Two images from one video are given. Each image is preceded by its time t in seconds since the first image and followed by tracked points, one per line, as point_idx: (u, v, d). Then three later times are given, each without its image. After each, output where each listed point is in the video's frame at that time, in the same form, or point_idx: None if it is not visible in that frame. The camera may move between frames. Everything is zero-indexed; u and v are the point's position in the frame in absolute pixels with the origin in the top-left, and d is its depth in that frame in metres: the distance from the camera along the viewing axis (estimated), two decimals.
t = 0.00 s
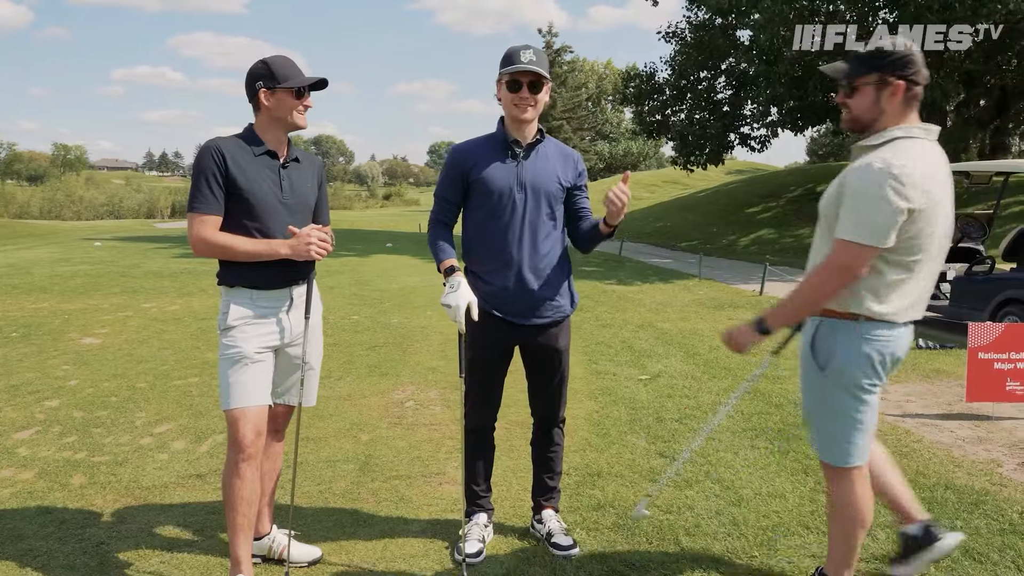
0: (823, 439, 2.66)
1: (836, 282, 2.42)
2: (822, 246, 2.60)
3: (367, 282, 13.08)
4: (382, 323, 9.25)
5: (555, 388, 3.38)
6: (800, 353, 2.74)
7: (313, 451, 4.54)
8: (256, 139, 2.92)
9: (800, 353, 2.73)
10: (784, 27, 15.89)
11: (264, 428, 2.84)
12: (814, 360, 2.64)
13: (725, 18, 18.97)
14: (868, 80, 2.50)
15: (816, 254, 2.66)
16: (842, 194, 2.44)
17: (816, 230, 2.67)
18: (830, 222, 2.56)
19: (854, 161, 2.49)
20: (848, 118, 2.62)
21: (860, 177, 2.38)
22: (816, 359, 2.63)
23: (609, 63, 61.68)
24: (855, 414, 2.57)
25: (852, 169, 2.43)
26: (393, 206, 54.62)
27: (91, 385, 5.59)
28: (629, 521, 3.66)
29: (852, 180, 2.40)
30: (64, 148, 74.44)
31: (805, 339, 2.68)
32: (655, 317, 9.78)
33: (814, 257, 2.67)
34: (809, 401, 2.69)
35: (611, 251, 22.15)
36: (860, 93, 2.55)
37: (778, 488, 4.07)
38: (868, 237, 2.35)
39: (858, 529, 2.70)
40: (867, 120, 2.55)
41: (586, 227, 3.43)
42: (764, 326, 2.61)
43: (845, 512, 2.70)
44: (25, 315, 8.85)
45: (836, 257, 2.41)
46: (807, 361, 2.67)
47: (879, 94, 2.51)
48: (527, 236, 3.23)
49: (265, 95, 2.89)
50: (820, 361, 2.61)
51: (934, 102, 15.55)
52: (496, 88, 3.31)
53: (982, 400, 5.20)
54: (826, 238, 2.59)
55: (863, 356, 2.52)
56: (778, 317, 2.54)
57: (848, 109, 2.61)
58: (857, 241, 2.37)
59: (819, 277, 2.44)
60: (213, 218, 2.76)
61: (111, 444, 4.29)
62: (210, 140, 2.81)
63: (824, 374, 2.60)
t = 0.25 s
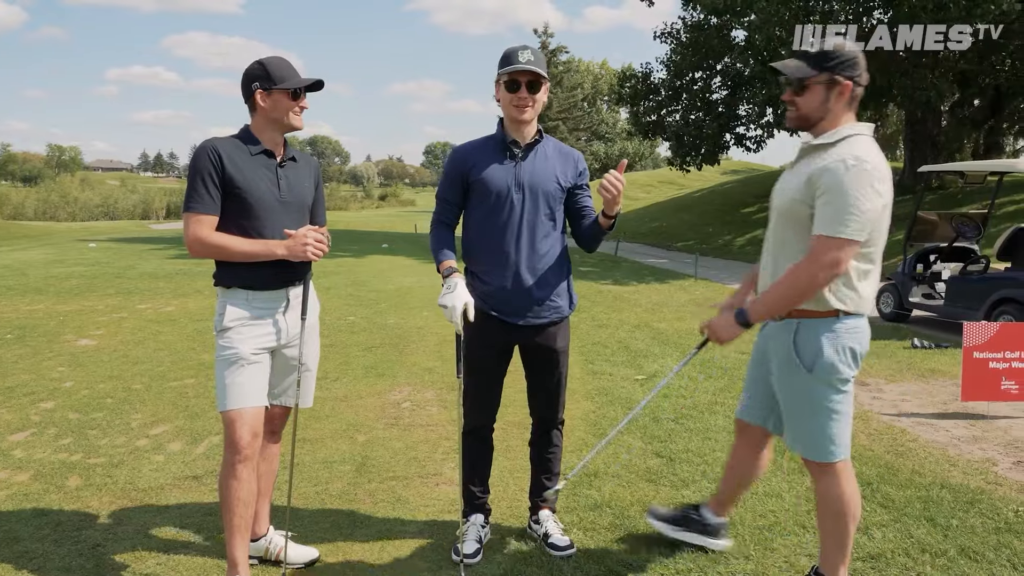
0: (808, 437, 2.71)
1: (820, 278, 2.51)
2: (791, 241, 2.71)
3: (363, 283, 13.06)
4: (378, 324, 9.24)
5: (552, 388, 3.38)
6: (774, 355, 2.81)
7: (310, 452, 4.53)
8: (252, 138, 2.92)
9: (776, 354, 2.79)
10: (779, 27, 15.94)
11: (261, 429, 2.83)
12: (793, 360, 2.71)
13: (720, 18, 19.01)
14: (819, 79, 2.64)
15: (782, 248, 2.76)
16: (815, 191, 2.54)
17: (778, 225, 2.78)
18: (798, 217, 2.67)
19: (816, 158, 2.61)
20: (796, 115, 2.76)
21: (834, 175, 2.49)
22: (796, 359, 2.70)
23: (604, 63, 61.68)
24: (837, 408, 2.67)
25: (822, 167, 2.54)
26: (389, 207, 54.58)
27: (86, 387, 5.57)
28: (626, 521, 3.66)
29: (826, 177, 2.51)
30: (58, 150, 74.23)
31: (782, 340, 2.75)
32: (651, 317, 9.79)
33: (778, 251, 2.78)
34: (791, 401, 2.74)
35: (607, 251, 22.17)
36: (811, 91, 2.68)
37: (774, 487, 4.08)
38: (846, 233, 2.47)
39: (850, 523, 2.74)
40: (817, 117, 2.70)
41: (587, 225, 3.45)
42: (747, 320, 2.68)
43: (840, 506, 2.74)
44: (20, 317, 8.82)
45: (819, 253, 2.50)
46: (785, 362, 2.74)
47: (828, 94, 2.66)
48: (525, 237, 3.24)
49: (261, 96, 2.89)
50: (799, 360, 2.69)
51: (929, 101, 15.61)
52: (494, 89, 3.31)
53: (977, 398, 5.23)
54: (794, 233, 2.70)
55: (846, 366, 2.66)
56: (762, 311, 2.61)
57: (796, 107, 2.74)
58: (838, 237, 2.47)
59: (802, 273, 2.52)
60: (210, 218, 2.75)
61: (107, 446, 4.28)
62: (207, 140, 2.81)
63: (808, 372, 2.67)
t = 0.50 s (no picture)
0: (793, 428, 2.78)
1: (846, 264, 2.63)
2: (778, 238, 2.78)
3: (361, 284, 13.04)
4: (375, 324, 9.23)
5: (548, 389, 3.38)
6: (756, 350, 2.84)
7: (307, 453, 4.53)
8: (250, 139, 2.91)
9: (759, 349, 2.83)
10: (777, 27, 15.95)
11: (258, 430, 2.82)
12: (781, 351, 2.78)
13: (717, 19, 19.02)
14: (779, 83, 2.79)
15: (766, 249, 2.82)
16: (808, 186, 2.65)
17: (754, 228, 2.82)
18: (783, 216, 2.75)
19: (787, 157, 2.73)
20: (755, 118, 2.84)
21: (823, 168, 2.64)
22: (783, 349, 2.78)
23: (602, 63, 61.68)
24: (812, 397, 2.80)
25: (804, 164, 2.67)
26: (387, 207, 54.54)
27: (82, 388, 5.56)
28: (623, 521, 3.67)
29: (816, 171, 2.64)
30: (55, 151, 74.16)
31: (769, 333, 2.81)
32: (649, 318, 9.78)
33: (760, 252, 2.83)
34: (779, 394, 2.80)
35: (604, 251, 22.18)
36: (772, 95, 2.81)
37: (771, 487, 4.09)
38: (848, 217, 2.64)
39: (830, 507, 2.81)
40: (772, 120, 2.83)
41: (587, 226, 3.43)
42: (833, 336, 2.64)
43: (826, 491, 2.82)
44: (16, 318, 8.79)
45: (839, 241, 2.62)
46: (772, 353, 2.80)
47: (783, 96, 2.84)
48: (525, 237, 3.23)
49: (259, 97, 2.88)
50: (787, 350, 2.77)
51: (926, 101, 15.65)
52: (494, 90, 3.30)
53: (974, 397, 5.25)
54: (779, 231, 2.78)
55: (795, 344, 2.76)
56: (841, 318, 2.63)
57: (759, 110, 2.82)
58: (846, 223, 2.63)
59: (840, 259, 2.62)
60: (208, 218, 2.74)
61: (104, 447, 4.27)
62: (205, 141, 2.80)
63: (798, 361, 2.76)
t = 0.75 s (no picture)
0: (774, 412, 2.88)
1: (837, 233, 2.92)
2: (768, 223, 2.90)
3: (362, 282, 13.03)
4: (376, 323, 9.22)
5: (549, 387, 3.37)
6: (748, 337, 2.90)
7: (307, 452, 4.52)
8: (251, 137, 2.91)
9: (750, 335, 2.90)
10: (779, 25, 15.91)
11: (259, 429, 2.82)
12: (770, 333, 2.91)
13: (719, 17, 18.98)
14: (739, 77, 2.89)
15: (757, 235, 2.90)
16: (795, 169, 2.85)
17: (745, 220, 2.89)
18: (770, 202, 2.88)
19: (765, 145, 2.88)
20: (726, 112, 2.89)
21: (801, 152, 2.87)
22: (771, 331, 2.91)
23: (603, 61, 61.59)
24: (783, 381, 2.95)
25: (784, 151, 2.86)
26: (388, 206, 54.52)
27: (83, 387, 5.56)
28: (624, 521, 3.66)
29: (798, 155, 2.86)
30: (56, 149, 74.19)
31: (760, 318, 2.91)
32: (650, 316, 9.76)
33: (753, 239, 2.90)
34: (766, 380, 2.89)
35: (605, 250, 22.16)
36: (735, 90, 2.91)
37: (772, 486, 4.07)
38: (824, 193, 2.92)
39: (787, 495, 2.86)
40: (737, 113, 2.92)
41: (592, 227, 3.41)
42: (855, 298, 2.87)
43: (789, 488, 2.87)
44: (17, 317, 8.79)
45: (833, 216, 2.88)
46: (761, 336, 2.90)
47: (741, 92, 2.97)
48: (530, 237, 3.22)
49: (259, 95, 2.88)
50: (774, 332, 2.91)
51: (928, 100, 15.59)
52: (503, 89, 3.28)
53: (978, 397, 5.22)
54: (768, 217, 2.89)
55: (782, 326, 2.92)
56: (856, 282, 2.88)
57: (728, 105, 2.89)
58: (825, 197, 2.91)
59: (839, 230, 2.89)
60: (209, 217, 2.74)
61: (104, 446, 4.26)
62: (206, 139, 2.80)
63: (781, 342, 2.93)
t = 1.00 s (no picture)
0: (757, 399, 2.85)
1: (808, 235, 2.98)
2: (758, 223, 2.93)
3: (364, 281, 13.03)
4: (378, 322, 9.22)
5: (552, 386, 3.36)
6: (746, 328, 2.90)
7: (309, 451, 4.52)
8: (254, 137, 2.90)
9: (748, 327, 2.90)
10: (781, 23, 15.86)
11: (261, 429, 2.82)
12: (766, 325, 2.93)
13: (722, 15, 18.92)
14: (720, 79, 2.94)
15: (749, 235, 2.92)
16: (782, 169, 2.89)
17: (735, 221, 2.90)
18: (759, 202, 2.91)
19: (751, 147, 2.91)
20: (708, 113, 2.94)
21: (784, 153, 2.92)
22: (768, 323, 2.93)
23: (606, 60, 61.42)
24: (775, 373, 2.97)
25: (768, 151, 2.90)
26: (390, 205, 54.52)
27: (85, 386, 5.57)
28: (625, 521, 3.65)
29: (782, 156, 2.91)
30: (60, 148, 74.33)
31: (758, 310, 2.92)
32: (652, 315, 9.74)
33: (744, 239, 2.91)
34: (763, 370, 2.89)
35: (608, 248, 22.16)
36: (716, 91, 2.95)
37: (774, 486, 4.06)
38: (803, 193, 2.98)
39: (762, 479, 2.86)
40: (719, 114, 2.96)
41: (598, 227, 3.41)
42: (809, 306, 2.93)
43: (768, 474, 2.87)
44: (20, 316, 8.80)
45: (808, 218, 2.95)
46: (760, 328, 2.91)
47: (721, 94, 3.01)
48: (540, 237, 3.21)
49: (262, 95, 2.87)
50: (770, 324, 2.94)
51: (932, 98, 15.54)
52: (512, 87, 3.28)
53: (979, 396, 5.20)
54: (757, 217, 2.92)
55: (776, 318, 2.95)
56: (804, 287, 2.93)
57: (710, 106, 2.93)
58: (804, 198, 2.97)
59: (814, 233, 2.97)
60: (211, 217, 2.74)
61: (105, 446, 4.26)
62: (209, 139, 2.79)
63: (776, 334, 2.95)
